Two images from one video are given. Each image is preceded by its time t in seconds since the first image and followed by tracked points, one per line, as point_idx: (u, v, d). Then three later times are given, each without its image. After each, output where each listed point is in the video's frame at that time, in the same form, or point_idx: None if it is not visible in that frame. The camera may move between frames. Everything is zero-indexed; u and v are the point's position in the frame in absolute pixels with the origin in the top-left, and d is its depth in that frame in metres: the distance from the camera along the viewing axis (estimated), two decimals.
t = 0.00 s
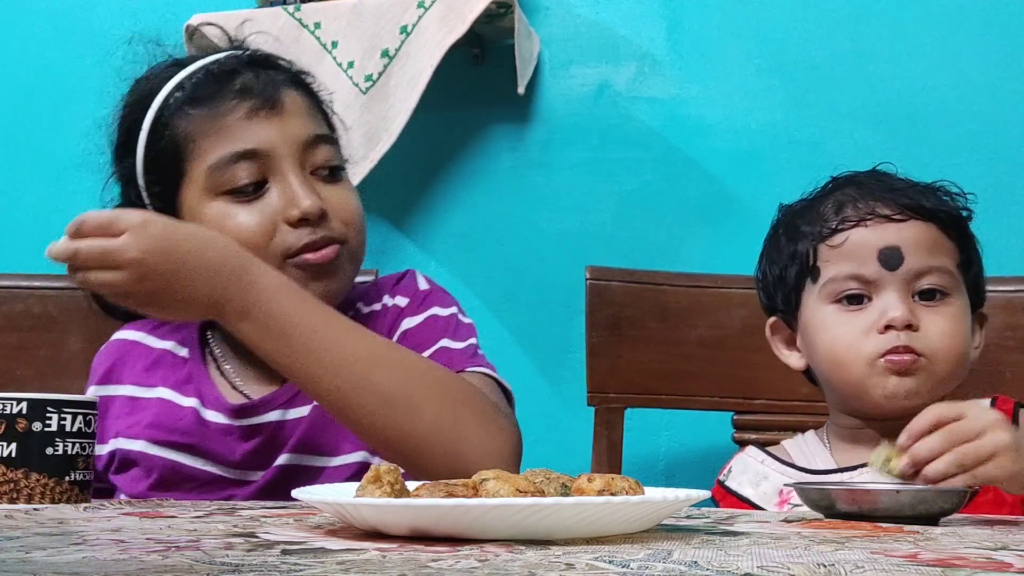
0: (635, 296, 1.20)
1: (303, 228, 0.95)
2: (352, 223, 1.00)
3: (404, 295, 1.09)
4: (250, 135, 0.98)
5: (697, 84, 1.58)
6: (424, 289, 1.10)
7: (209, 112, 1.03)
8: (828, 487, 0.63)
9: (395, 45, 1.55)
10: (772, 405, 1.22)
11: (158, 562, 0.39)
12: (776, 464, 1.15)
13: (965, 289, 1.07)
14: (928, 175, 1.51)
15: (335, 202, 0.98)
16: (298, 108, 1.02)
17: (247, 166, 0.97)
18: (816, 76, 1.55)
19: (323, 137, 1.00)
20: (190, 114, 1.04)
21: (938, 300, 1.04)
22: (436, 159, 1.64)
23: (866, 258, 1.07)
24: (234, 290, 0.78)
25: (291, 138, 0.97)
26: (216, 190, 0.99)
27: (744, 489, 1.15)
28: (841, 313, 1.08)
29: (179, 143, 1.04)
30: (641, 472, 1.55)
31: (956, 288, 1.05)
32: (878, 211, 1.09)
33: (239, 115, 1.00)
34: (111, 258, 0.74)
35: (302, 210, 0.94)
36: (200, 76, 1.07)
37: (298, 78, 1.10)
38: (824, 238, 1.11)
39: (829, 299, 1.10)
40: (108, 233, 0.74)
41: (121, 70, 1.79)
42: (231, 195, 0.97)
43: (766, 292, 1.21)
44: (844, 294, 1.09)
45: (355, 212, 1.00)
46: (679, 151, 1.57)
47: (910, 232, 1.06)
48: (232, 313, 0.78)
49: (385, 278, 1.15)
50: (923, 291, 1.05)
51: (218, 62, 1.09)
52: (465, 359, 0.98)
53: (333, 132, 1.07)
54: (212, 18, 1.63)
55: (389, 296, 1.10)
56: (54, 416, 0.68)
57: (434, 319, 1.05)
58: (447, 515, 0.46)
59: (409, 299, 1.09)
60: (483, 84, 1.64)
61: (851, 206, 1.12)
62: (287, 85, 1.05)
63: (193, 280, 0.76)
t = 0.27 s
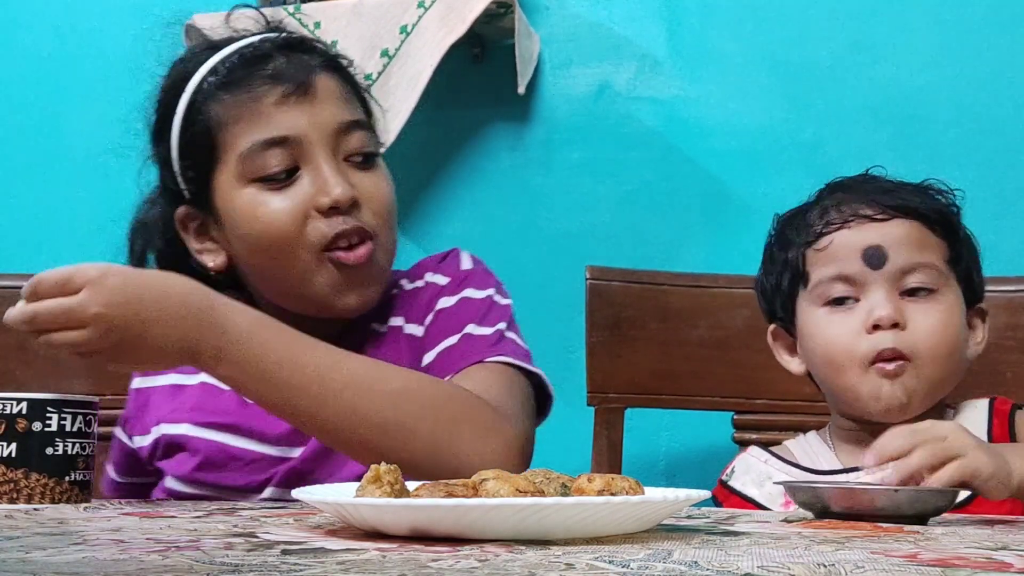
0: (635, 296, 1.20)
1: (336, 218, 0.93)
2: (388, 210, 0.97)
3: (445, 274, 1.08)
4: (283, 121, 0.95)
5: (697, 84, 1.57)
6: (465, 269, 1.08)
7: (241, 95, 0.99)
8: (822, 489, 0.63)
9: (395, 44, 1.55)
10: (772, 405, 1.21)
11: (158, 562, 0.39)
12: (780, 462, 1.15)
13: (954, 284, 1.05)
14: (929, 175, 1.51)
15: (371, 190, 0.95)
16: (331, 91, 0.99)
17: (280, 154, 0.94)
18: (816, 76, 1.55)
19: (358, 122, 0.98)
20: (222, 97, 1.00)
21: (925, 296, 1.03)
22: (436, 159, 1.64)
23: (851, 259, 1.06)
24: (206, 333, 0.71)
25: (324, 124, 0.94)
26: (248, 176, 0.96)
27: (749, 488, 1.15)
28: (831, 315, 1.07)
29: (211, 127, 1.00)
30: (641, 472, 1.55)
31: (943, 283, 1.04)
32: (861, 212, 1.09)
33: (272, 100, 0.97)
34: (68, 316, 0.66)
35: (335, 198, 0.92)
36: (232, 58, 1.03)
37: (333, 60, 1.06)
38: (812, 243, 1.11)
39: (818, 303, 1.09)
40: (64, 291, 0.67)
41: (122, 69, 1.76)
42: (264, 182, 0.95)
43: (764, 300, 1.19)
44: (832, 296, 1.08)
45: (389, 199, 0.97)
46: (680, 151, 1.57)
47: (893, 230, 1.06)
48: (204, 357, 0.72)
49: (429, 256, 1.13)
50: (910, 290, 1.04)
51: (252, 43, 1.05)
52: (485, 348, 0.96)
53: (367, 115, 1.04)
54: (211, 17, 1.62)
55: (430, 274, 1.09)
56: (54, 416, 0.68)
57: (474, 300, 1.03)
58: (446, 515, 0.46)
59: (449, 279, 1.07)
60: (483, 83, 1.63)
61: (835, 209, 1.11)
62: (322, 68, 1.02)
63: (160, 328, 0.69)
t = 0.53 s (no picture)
0: (635, 297, 1.20)
1: (371, 229, 0.92)
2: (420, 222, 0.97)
3: (468, 280, 1.08)
4: (320, 131, 0.95)
5: (697, 84, 1.57)
6: (489, 275, 1.09)
7: (278, 103, 0.99)
8: (820, 490, 0.63)
9: (395, 44, 1.55)
10: (773, 405, 1.21)
11: (157, 562, 0.39)
12: (788, 462, 1.14)
13: (910, 295, 1.04)
14: (929, 175, 1.51)
15: (406, 201, 0.95)
16: (368, 102, 0.99)
17: (316, 163, 0.94)
18: (816, 76, 1.55)
19: (393, 133, 0.98)
20: (258, 105, 1.00)
21: (870, 312, 1.03)
22: (436, 160, 1.64)
23: (803, 278, 1.08)
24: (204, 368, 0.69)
25: (359, 134, 0.94)
26: (283, 185, 0.96)
27: (757, 486, 1.15)
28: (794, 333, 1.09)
29: (246, 134, 1.00)
30: (641, 472, 1.55)
31: (893, 297, 1.03)
32: (821, 233, 1.10)
33: (309, 109, 0.97)
34: (58, 358, 0.63)
35: (370, 210, 0.91)
36: (269, 65, 1.03)
37: (368, 69, 1.06)
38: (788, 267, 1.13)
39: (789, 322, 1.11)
40: (57, 330, 0.63)
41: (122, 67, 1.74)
42: (299, 191, 0.95)
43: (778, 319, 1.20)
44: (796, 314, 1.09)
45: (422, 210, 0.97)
46: (680, 151, 1.57)
47: (843, 248, 1.07)
48: (201, 391, 0.70)
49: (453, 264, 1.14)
50: (857, 306, 1.04)
51: (290, 51, 1.05)
52: (498, 352, 0.96)
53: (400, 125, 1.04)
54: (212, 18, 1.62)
55: (454, 280, 1.10)
56: (55, 416, 0.68)
57: (495, 305, 1.04)
58: (446, 515, 0.46)
59: (472, 284, 1.07)
60: (483, 84, 1.63)
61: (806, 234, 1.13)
62: (359, 77, 1.02)
63: (159, 364, 0.66)
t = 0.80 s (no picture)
0: (635, 297, 1.20)
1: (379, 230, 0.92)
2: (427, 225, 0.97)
3: (471, 285, 1.08)
4: (331, 132, 0.95)
5: (697, 84, 1.57)
6: (491, 280, 1.09)
7: (290, 102, 0.99)
8: (821, 491, 0.63)
9: (395, 45, 1.55)
10: (772, 405, 1.21)
11: (157, 562, 0.39)
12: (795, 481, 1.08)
13: (935, 317, 1.05)
14: (930, 175, 1.51)
15: (413, 204, 0.95)
16: (380, 106, 0.99)
17: (327, 164, 0.94)
18: (816, 77, 1.55)
19: (402, 137, 0.98)
20: (270, 104, 1.01)
21: (896, 334, 1.04)
22: (436, 160, 1.64)
23: (825, 294, 1.08)
24: (202, 374, 0.70)
25: (370, 137, 0.95)
26: (293, 184, 0.97)
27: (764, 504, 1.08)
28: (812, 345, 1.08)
29: (256, 132, 1.01)
30: (641, 472, 1.55)
31: (918, 320, 1.04)
32: (842, 248, 1.09)
33: (321, 110, 0.97)
34: (59, 367, 0.63)
35: (379, 211, 0.91)
36: (282, 66, 1.04)
37: (379, 73, 1.07)
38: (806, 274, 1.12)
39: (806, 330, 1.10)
40: (51, 341, 0.64)
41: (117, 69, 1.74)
42: (308, 191, 0.95)
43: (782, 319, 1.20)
44: (816, 327, 1.09)
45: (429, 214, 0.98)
46: (680, 151, 1.57)
47: (868, 267, 1.06)
48: (203, 398, 0.70)
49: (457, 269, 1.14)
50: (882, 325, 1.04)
51: (302, 52, 1.05)
52: (498, 354, 0.96)
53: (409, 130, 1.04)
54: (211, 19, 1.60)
55: (456, 285, 1.10)
56: (55, 416, 0.68)
57: (497, 309, 1.04)
58: (446, 515, 0.46)
59: (475, 289, 1.07)
60: (483, 84, 1.63)
61: (825, 244, 1.12)
62: (371, 81, 1.02)
63: (157, 370, 0.67)
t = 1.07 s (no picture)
0: (635, 297, 1.20)
1: (377, 229, 0.92)
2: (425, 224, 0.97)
3: (471, 286, 1.08)
4: (329, 130, 0.95)
5: (697, 84, 1.57)
6: (491, 281, 1.09)
7: (290, 100, 0.99)
8: (821, 491, 0.63)
9: (395, 44, 1.55)
10: (772, 405, 1.21)
11: (157, 562, 0.39)
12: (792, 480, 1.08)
13: (955, 306, 1.06)
14: (930, 176, 1.51)
15: (411, 203, 0.95)
16: (379, 104, 0.99)
17: (324, 162, 0.94)
18: (815, 77, 1.55)
19: (400, 135, 0.98)
20: (269, 102, 1.01)
21: (922, 316, 1.05)
22: (436, 160, 1.64)
23: (848, 272, 1.07)
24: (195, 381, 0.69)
25: (369, 135, 0.95)
26: (291, 182, 0.96)
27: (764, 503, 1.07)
28: (826, 326, 1.08)
29: (255, 131, 1.01)
30: (641, 473, 1.55)
31: (942, 304, 1.05)
32: (866, 227, 1.09)
33: (320, 108, 0.97)
34: (51, 379, 0.63)
35: (376, 209, 0.91)
36: (281, 65, 1.04)
37: (379, 71, 1.06)
38: (816, 254, 1.11)
39: (817, 312, 1.10)
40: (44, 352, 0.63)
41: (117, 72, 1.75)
42: (305, 189, 0.95)
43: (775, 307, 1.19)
44: (831, 308, 1.08)
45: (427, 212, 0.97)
46: (679, 151, 1.57)
47: (893, 248, 1.06)
48: (198, 405, 0.70)
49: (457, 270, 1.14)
50: (908, 307, 1.05)
51: (302, 51, 1.05)
52: (499, 354, 0.96)
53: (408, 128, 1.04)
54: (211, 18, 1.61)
55: (456, 286, 1.09)
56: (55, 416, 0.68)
57: (495, 310, 1.03)
58: (446, 515, 0.46)
59: (475, 290, 1.07)
60: (482, 84, 1.63)
61: (842, 223, 1.11)
62: (370, 79, 1.02)
63: (150, 381, 0.66)
